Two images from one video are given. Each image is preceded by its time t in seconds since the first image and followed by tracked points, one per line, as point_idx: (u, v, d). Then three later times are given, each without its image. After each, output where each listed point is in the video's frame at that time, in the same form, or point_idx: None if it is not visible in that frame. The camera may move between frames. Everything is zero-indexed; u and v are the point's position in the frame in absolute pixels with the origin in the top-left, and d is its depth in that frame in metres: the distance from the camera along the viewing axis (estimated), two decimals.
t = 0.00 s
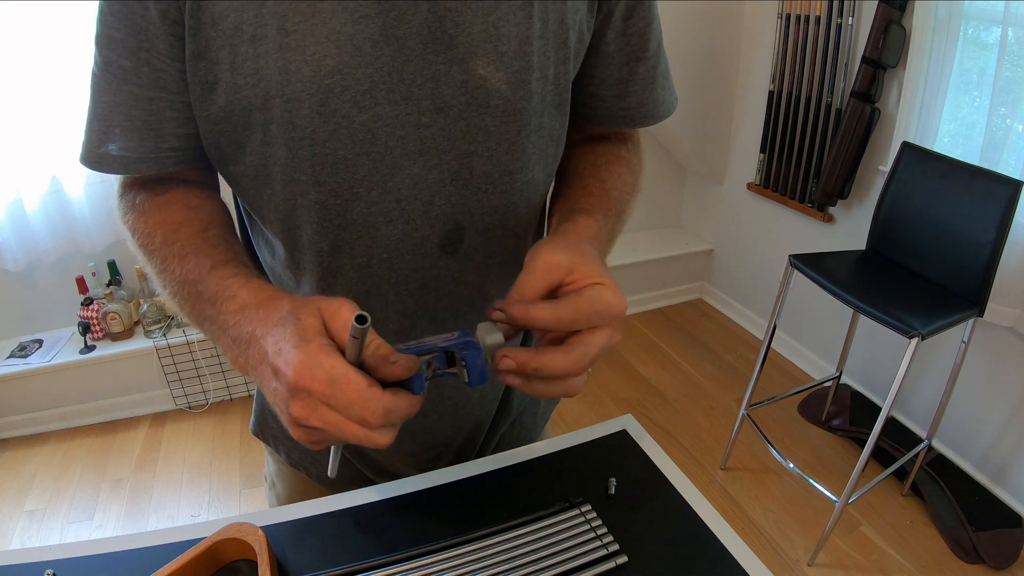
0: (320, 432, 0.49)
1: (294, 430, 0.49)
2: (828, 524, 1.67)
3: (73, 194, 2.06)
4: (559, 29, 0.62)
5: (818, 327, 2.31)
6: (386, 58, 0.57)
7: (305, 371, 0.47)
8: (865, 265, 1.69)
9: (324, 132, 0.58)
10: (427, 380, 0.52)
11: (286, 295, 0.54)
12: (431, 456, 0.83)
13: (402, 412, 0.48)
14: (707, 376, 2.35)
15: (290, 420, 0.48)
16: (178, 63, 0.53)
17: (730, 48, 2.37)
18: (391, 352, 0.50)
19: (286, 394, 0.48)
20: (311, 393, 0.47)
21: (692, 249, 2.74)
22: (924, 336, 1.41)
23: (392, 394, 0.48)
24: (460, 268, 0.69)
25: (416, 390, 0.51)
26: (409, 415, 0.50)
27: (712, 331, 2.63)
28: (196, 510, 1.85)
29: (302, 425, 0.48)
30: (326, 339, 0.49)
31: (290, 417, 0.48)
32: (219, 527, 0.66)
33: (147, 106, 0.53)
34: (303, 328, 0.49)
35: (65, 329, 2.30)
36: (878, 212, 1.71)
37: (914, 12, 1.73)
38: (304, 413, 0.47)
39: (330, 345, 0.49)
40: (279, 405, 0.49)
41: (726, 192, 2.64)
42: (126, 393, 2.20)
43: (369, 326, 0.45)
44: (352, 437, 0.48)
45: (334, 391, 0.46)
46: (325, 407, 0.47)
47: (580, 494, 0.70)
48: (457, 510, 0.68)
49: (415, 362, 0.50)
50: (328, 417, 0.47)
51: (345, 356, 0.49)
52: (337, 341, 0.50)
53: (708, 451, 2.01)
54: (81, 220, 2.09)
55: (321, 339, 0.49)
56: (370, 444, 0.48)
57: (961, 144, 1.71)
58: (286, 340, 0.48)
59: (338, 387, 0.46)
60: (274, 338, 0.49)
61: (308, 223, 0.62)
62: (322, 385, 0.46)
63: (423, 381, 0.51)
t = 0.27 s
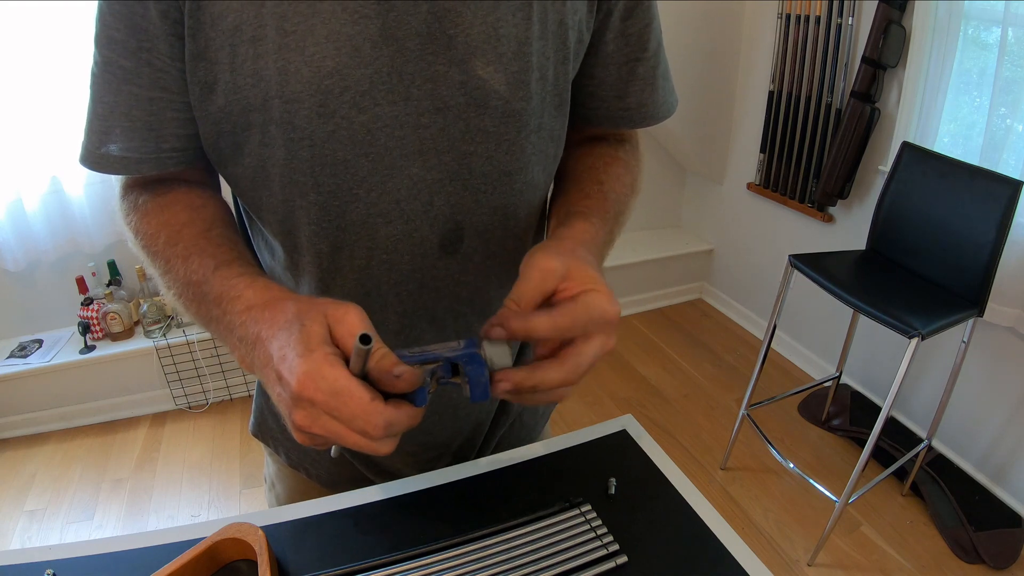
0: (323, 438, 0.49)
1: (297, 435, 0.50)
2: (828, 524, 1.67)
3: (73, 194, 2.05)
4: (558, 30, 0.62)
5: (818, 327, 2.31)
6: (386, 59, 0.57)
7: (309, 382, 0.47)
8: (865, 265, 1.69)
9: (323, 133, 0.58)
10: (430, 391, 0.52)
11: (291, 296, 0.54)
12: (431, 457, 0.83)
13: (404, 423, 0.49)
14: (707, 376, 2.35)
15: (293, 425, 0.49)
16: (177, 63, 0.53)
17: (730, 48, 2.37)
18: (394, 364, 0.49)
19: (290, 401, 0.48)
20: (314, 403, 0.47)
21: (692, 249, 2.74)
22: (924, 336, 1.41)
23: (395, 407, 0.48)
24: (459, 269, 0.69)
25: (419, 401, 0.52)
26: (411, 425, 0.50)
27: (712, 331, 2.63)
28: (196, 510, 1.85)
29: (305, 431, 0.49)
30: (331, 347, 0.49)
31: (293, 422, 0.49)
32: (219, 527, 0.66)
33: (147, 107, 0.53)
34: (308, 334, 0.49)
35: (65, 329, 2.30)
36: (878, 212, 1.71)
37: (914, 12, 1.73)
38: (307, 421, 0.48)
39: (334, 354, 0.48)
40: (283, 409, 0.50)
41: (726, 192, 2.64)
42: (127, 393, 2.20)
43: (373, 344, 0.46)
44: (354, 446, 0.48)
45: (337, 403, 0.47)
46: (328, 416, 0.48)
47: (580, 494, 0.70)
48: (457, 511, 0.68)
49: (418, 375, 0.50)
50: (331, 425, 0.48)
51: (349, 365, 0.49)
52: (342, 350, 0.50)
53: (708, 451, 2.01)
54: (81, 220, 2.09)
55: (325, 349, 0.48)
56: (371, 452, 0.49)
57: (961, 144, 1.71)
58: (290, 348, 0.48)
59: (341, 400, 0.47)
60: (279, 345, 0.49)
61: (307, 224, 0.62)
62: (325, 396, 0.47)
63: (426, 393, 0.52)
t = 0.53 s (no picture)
0: (325, 443, 0.49)
1: (299, 438, 0.50)
2: (828, 524, 1.67)
3: (73, 194, 2.05)
4: (557, 30, 0.62)
5: (818, 327, 2.31)
6: (384, 59, 0.57)
7: (314, 388, 0.46)
8: (865, 265, 1.69)
9: (323, 133, 0.58)
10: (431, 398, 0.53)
11: (293, 298, 0.54)
12: (430, 457, 0.83)
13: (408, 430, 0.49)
14: (707, 376, 2.35)
15: (294, 429, 0.49)
16: (176, 63, 0.53)
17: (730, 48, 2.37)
18: (400, 371, 0.49)
19: (293, 406, 0.48)
20: (318, 409, 0.47)
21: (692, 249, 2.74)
22: (924, 336, 1.41)
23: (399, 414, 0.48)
24: (458, 269, 0.69)
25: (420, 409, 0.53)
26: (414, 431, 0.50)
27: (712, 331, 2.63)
28: (196, 510, 1.85)
29: (307, 435, 0.49)
30: (335, 353, 0.49)
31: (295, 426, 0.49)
32: (219, 527, 0.66)
33: (147, 107, 0.53)
34: (312, 339, 0.49)
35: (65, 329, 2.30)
36: (878, 212, 1.71)
37: (914, 12, 1.73)
38: (310, 426, 0.48)
39: (339, 360, 0.48)
40: (284, 412, 0.50)
41: (726, 192, 2.64)
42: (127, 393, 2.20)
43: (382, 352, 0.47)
44: (356, 451, 0.48)
45: (341, 410, 0.47)
46: (331, 422, 0.47)
47: (580, 494, 0.70)
48: (457, 511, 0.68)
49: (422, 384, 0.50)
50: (334, 430, 0.48)
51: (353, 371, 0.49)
52: (346, 355, 0.50)
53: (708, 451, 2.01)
54: (81, 220, 2.09)
55: (330, 354, 0.48)
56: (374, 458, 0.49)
57: (961, 144, 1.71)
58: (295, 353, 0.48)
59: (346, 407, 0.47)
60: (282, 349, 0.49)
61: (307, 224, 0.62)
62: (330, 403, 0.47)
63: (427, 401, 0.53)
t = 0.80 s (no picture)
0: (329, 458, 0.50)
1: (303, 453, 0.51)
2: (828, 524, 1.67)
3: (73, 194, 2.05)
4: (557, 29, 0.62)
5: (818, 327, 2.31)
6: (384, 59, 0.57)
7: (313, 411, 0.47)
8: (865, 265, 1.69)
9: (323, 133, 0.58)
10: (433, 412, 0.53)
11: (290, 309, 0.55)
12: (430, 457, 0.83)
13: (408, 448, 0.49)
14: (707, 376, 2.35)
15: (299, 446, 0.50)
16: (176, 62, 0.53)
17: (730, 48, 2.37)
18: (399, 392, 0.48)
19: (294, 426, 0.49)
20: (319, 430, 0.48)
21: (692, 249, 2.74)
22: (924, 336, 1.41)
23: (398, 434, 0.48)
24: (458, 269, 0.69)
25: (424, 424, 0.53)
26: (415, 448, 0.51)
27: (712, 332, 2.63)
28: (196, 510, 1.85)
29: (311, 452, 0.50)
30: (334, 372, 0.50)
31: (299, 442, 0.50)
32: (218, 527, 0.66)
33: (148, 106, 0.53)
34: (312, 358, 0.50)
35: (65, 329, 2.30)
36: (878, 212, 1.71)
37: (914, 12, 1.73)
38: (313, 444, 0.49)
39: (338, 381, 0.49)
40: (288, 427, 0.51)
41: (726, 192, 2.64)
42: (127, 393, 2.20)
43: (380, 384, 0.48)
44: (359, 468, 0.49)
45: (340, 430, 0.47)
46: (332, 442, 0.48)
47: (580, 495, 0.70)
48: (457, 511, 0.68)
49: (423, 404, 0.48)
50: (335, 450, 0.49)
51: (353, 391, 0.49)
52: (346, 373, 0.50)
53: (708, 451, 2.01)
54: (81, 220, 2.09)
55: (329, 375, 0.49)
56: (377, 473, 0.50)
57: (961, 144, 1.70)
58: (294, 371, 0.49)
59: (344, 429, 0.47)
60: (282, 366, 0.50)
61: (307, 224, 0.62)
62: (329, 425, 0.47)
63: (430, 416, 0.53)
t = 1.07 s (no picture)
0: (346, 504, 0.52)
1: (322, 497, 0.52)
2: (828, 524, 1.67)
3: (73, 194, 2.05)
4: (558, 27, 0.62)
5: (817, 326, 2.31)
6: (385, 56, 0.57)
7: (331, 474, 0.48)
8: (865, 265, 1.69)
9: (324, 129, 0.58)
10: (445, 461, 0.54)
11: (303, 353, 0.54)
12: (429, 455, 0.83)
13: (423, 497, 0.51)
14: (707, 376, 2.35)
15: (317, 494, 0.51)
16: (179, 59, 0.52)
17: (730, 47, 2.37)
18: (411, 452, 0.50)
19: (312, 480, 0.50)
20: (337, 488, 0.49)
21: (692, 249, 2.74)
22: (924, 336, 1.41)
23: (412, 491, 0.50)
24: (458, 266, 0.69)
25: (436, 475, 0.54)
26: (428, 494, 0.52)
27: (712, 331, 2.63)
28: (196, 510, 1.85)
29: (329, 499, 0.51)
30: (349, 430, 0.50)
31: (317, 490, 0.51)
32: (219, 527, 0.66)
33: (153, 105, 0.52)
34: (326, 418, 0.50)
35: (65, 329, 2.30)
36: (878, 212, 1.71)
37: (914, 12, 1.73)
38: (330, 496, 0.50)
39: (354, 441, 0.49)
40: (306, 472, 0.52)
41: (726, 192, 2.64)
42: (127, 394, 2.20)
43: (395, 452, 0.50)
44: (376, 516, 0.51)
45: (358, 490, 0.48)
46: (349, 496, 0.50)
47: (580, 494, 0.70)
48: (457, 511, 0.68)
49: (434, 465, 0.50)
50: (352, 502, 0.50)
51: (368, 449, 0.50)
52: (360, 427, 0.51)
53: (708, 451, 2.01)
54: (81, 220, 2.09)
55: (344, 436, 0.49)
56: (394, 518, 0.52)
57: (961, 144, 1.70)
58: (310, 429, 0.49)
59: (361, 489, 0.48)
60: (298, 419, 0.50)
61: (307, 222, 0.62)
62: (347, 484, 0.48)
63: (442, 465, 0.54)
